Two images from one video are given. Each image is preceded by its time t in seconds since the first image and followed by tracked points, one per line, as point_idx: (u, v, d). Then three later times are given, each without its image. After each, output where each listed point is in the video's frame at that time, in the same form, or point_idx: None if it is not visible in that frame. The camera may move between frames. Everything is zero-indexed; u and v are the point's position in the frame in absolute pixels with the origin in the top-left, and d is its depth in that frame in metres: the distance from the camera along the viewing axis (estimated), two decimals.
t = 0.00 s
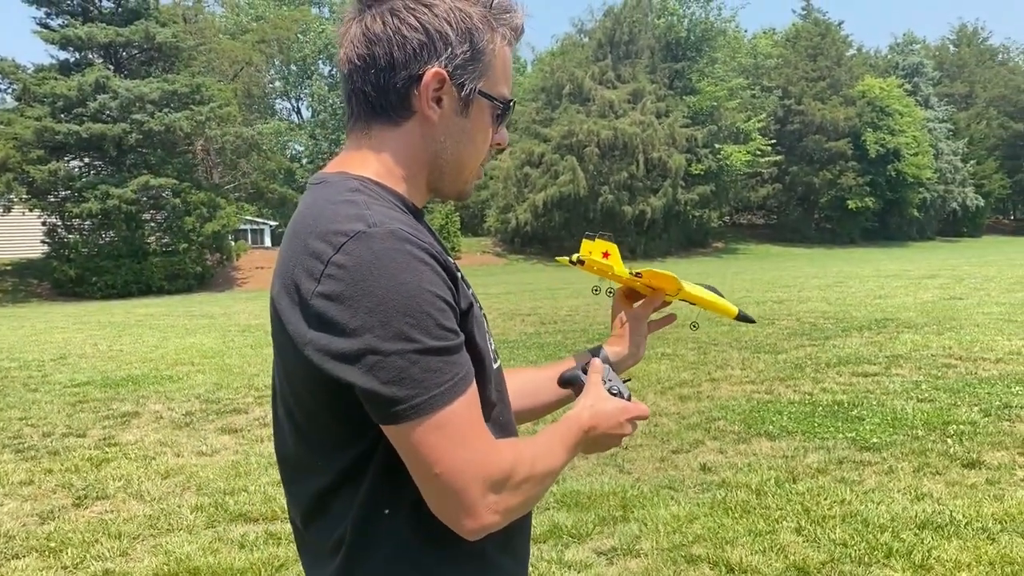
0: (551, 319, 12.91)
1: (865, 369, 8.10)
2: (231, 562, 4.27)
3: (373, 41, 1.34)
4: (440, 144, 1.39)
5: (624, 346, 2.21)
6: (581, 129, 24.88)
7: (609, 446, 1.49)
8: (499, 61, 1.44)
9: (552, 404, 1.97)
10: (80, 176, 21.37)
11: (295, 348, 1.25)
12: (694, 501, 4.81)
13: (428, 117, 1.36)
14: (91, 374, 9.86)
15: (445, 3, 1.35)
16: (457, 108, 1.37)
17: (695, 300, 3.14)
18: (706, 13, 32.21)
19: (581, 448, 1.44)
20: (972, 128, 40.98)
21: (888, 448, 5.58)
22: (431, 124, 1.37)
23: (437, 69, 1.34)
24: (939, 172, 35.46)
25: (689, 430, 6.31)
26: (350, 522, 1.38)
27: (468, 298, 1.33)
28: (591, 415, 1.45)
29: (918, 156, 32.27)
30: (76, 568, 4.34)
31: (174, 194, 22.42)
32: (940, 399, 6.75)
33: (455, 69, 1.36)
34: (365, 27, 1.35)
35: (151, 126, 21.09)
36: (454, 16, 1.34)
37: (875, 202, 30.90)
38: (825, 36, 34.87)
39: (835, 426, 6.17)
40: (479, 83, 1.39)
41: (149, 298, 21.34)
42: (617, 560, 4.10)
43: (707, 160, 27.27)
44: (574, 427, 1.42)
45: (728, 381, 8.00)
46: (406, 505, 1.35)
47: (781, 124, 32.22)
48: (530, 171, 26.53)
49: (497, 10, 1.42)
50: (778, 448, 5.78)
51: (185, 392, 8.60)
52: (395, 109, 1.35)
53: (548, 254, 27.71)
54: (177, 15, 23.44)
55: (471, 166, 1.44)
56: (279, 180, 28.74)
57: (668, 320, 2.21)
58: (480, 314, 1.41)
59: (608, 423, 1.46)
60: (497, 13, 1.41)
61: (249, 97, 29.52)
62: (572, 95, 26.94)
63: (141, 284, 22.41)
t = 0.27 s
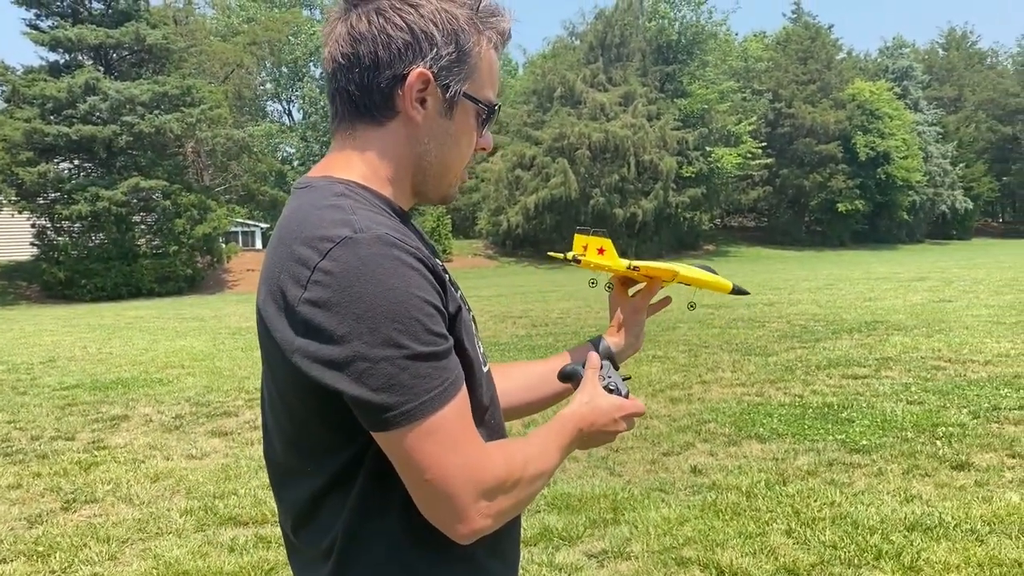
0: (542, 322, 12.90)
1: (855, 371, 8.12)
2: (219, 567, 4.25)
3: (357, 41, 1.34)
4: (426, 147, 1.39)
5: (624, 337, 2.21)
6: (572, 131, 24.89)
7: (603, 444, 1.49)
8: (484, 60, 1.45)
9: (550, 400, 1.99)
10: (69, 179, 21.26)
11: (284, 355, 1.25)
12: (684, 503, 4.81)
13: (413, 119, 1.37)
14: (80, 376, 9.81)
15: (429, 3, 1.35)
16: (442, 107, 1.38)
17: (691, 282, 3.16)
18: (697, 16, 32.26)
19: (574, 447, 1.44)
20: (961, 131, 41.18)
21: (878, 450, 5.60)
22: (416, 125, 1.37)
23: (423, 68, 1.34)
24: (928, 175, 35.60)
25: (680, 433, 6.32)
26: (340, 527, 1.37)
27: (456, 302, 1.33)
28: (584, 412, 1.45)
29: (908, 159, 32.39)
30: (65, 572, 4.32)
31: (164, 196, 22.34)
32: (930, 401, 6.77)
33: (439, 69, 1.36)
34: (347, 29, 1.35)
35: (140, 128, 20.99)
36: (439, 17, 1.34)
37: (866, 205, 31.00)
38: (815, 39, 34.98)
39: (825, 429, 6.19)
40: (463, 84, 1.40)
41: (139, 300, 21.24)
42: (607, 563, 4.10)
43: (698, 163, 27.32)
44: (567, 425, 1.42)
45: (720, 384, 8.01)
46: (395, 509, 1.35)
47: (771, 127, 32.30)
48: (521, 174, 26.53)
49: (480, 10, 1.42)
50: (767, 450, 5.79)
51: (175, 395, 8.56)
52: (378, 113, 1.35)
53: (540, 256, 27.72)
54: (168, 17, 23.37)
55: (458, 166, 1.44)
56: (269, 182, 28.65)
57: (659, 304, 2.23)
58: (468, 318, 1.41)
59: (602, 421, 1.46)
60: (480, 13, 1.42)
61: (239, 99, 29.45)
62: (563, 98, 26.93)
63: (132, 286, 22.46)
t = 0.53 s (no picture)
0: (536, 325, 12.92)
1: (847, 374, 8.14)
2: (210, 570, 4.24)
3: (342, 44, 1.35)
4: (412, 151, 1.39)
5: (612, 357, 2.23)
6: (566, 134, 24.92)
7: (601, 455, 1.48)
8: (471, 65, 1.46)
9: (543, 409, 2.01)
10: (62, 181, 21.23)
11: (269, 361, 1.25)
12: (676, 506, 4.82)
13: (399, 122, 1.37)
14: (72, 379, 9.78)
15: (414, 6, 1.36)
16: (428, 111, 1.38)
17: (680, 303, 3.19)
18: (691, 20, 32.33)
19: (569, 457, 1.43)
20: (953, 135, 41.34)
21: (869, 453, 5.62)
22: (401, 129, 1.37)
23: (406, 72, 1.35)
24: (920, 178, 35.74)
25: (672, 436, 6.33)
26: (326, 534, 1.38)
27: (444, 308, 1.34)
28: (580, 423, 1.44)
29: (901, 162, 32.51)
30: None
31: (158, 199, 22.31)
32: (921, 404, 6.80)
33: (424, 73, 1.37)
34: (332, 32, 1.36)
35: (134, 131, 20.94)
36: (423, 20, 1.35)
37: (859, 208, 31.12)
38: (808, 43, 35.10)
39: (817, 431, 6.21)
40: (449, 88, 1.40)
41: (133, 303, 21.22)
42: (599, 566, 4.10)
43: (691, 166, 27.38)
44: (562, 436, 1.40)
45: (712, 387, 8.03)
46: (381, 517, 1.35)
47: (765, 130, 32.39)
48: (515, 177, 26.56)
49: (466, 14, 1.43)
50: (760, 453, 5.80)
51: (166, 398, 8.54)
52: (365, 116, 1.36)
53: (534, 259, 27.77)
54: (161, 20, 23.33)
55: (445, 170, 1.45)
56: (263, 185, 28.62)
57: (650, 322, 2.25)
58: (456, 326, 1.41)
59: (599, 432, 1.45)
60: (465, 17, 1.43)
61: (233, 101, 29.41)
62: (557, 101, 26.95)
63: (124, 289, 22.39)
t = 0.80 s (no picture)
0: (531, 328, 12.92)
1: (842, 378, 8.15)
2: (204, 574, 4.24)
3: (335, 49, 1.36)
4: (407, 153, 1.40)
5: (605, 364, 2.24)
6: (562, 138, 24.92)
7: (598, 461, 1.49)
8: (467, 67, 1.47)
9: (541, 413, 2.03)
10: (57, 184, 21.20)
11: (259, 363, 1.26)
12: (671, 510, 4.82)
13: (395, 125, 1.37)
14: (67, 383, 9.76)
15: (408, 11, 1.37)
16: (422, 115, 1.39)
17: (676, 309, 3.20)
18: (686, 24, 32.35)
19: (568, 463, 1.43)
20: (948, 139, 41.42)
21: (863, 457, 5.63)
22: (396, 131, 1.38)
23: (401, 75, 1.35)
24: (915, 182, 35.80)
25: (667, 440, 6.34)
26: (316, 538, 1.38)
27: (435, 313, 1.34)
28: (578, 431, 1.44)
29: (896, 166, 32.57)
30: None
31: (154, 202, 22.28)
32: (915, 407, 6.81)
33: (418, 75, 1.37)
34: (328, 37, 1.37)
35: (130, 134, 20.90)
36: (417, 24, 1.36)
37: (854, 212, 31.19)
38: (803, 48, 35.17)
39: (812, 435, 6.22)
40: (443, 91, 1.41)
41: (129, 307, 21.19)
42: (594, 570, 4.10)
43: (687, 170, 27.42)
44: (559, 443, 1.41)
45: (707, 390, 8.04)
46: (371, 521, 1.35)
47: (760, 134, 32.47)
48: (511, 181, 26.58)
49: (460, 18, 1.45)
50: (755, 456, 5.81)
51: (160, 402, 8.52)
52: (360, 118, 1.36)
53: (529, 263, 27.79)
54: (157, 24, 23.31)
55: (440, 173, 1.45)
56: (259, 188, 28.60)
57: (644, 328, 2.28)
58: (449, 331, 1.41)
59: (596, 442, 1.45)
60: (463, 20, 1.44)
61: (229, 105, 29.39)
62: (553, 105, 26.95)
63: (120, 292, 22.30)
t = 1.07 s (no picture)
0: (528, 332, 12.92)
1: (839, 383, 8.15)
2: None
3: (328, 58, 1.36)
4: (401, 160, 1.40)
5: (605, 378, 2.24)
6: (559, 142, 24.94)
7: (596, 478, 1.48)
8: (458, 69, 1.47)
9: (542, 422, 2.05)
10: (54, 188, 21.18)
11: (248, 371, 1.26)
12: (667, 514, 4.82)
13: (389, 132, 1.38)
14: (63, 388, 9.74)
15: (396, 16, 1.37)
16: (417, 120, 1.39)
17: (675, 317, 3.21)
18: (683, 29, 32.37)
19: (562, 482, 1.42)
20: (944, 143, 41.50)
21: (859, 461, 5.64)
22: (391, 138, 1.38)
23: (396, 80, 1.35)
24: (911, 187, 35.85)
25: (664, 444, 6.33)
26: (307, 549, 1.38)
27: (428, 323, 1.34)
28: (575, 451, 1.43)
29: (893, 171, 32.62)
30: None
31: (150, 206, 22.25)
32: (912, 412, 6.82)
33: (412, 81, 1.38)
34: (319, 48, 1.37)
35: (127, 138, 20.88)
36: (407, 28, 1.36)
37: (850, 217, 31.24)
38: (800, 53, 35.22)
39: (809, 439, 6.22)
40: (437, 94, 1.41)
41: (126, 311, 21.16)
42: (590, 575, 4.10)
43: (684, 174, 27.44)
44: (557, 461, 1.40)
45: (704, 395, 8.04)
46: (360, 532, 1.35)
47: (757, 139, 32.51)
48: (508, 185, 26.60)
49: (447, 20, 1.44)
50: (752, 461, 5.81)
51: (156, 406, 8.51)
52: (354, 126, 1.36)
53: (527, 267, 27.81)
54: (155, 28, 23.30)
55: (435, 179, 1.45)
56: (257, 192, 28.59)
57: (644, 340, 2.29)
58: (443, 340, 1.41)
59: (593, 457, 1.45)
60: (452, 21, 1.44)
61: (226, 109, 29.37)
62: (550, 110, 26.96)
63: (117, 297, 22.22)
